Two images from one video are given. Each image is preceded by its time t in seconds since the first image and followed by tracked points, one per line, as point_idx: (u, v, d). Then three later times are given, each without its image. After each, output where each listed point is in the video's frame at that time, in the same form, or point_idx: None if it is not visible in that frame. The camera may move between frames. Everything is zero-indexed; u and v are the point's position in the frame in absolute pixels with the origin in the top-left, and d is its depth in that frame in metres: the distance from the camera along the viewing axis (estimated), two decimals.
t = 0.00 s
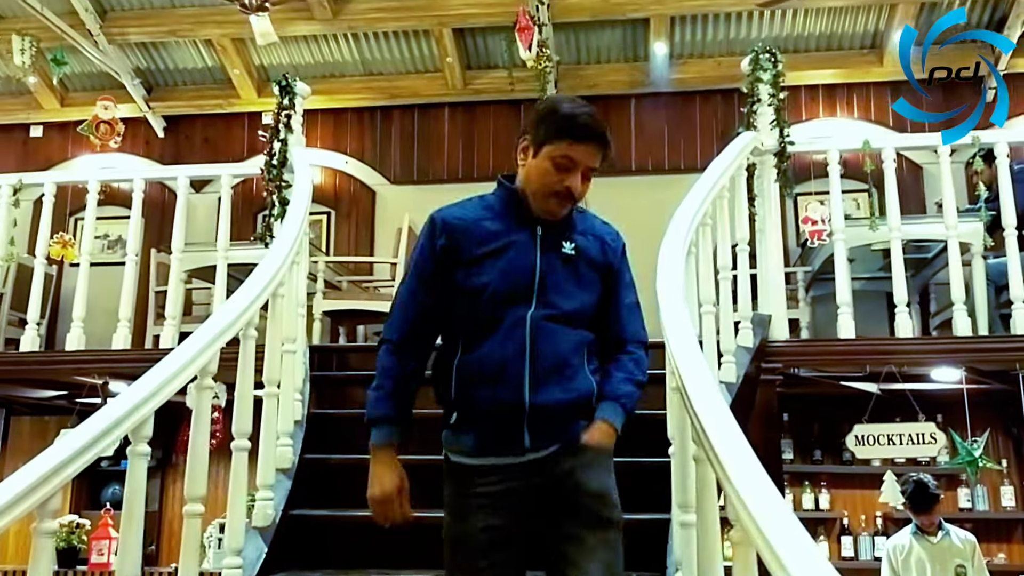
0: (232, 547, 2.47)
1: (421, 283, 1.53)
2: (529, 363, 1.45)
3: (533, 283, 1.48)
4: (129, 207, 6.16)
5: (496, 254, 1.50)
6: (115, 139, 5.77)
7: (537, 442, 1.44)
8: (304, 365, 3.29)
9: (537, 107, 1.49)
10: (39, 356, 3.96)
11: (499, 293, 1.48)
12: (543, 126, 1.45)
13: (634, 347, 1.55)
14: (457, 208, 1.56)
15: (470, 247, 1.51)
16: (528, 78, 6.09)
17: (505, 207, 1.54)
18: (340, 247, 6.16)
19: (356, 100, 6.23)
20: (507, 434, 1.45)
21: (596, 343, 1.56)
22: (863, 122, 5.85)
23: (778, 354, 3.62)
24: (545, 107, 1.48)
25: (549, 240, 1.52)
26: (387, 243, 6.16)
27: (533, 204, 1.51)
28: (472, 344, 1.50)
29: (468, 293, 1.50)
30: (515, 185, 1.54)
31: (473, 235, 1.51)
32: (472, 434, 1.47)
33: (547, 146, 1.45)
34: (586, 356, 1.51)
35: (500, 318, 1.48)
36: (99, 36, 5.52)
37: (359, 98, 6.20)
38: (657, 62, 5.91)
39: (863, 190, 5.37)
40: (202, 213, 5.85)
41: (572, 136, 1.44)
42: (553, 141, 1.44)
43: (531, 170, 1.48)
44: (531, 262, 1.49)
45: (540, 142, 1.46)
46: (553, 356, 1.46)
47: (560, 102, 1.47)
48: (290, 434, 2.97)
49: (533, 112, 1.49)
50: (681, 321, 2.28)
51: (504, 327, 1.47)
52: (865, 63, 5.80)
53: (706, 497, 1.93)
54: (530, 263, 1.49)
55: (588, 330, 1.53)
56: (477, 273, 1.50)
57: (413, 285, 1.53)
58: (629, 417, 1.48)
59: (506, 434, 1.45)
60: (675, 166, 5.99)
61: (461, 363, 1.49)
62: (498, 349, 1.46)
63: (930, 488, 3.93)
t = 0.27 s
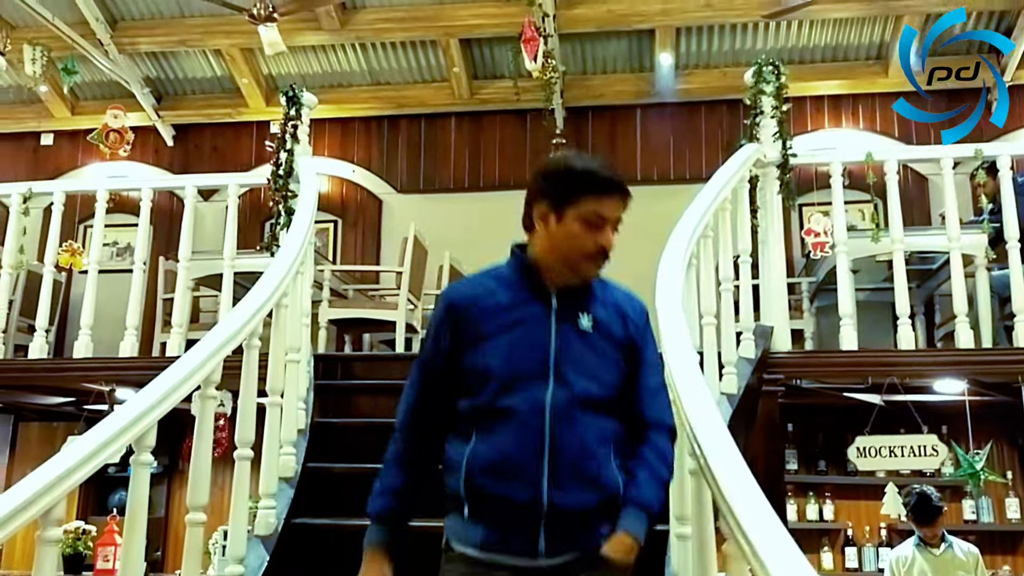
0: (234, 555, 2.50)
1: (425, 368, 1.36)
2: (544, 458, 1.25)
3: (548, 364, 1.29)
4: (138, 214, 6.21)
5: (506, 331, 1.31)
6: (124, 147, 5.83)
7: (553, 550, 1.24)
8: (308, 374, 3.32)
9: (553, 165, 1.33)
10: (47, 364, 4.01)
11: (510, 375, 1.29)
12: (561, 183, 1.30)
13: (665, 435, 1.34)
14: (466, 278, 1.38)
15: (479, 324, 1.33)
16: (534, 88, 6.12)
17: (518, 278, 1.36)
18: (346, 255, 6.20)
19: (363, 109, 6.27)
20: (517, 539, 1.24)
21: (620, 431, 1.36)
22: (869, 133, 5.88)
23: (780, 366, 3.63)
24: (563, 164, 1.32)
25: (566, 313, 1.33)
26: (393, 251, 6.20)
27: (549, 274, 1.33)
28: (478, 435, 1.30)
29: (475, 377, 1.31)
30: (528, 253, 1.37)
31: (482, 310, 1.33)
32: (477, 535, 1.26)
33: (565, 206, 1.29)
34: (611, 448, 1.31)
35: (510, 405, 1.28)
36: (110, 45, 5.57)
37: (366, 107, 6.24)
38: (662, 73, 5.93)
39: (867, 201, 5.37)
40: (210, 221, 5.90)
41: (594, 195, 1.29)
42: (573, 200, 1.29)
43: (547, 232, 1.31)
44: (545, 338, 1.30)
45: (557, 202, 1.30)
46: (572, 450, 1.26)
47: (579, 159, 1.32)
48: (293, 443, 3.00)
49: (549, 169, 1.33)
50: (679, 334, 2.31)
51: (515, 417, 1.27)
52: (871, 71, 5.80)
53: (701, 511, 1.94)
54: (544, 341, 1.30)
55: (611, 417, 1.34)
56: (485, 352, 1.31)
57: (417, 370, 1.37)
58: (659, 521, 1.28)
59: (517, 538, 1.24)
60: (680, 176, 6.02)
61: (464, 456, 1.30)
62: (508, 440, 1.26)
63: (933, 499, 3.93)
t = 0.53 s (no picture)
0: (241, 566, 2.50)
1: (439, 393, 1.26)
2: (574, 504, 1.22)
3: (577, 406, 1.27)
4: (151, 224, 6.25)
5: (536, 365, 1.27)
6: (138, 157, 5.87)
7: None
8: (316, 386, 3.33)
9: (586, 198, 1.34)
10: (58, 373, 4.02)
11: (538, 413, 1.24)
12: (603, 219, 1.31)
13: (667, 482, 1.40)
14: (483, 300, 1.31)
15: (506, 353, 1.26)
16: (545, 100, 6.12)
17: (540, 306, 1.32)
18: (357, 266, 6.21)
19: (375, 121, 6.30)
20: None
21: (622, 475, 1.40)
22: (881, 147, 5.87)
23: (789, 380, 3.59)
24: (599, 199, 1.34)
25: (587, 349, 1.33)
26: (404, 262, 6.21)
27: (573, 308, 1.33)
28: (497, 473, 1.24)
29: (499, 412, 1.25)
30: (547, 282, 1.35)
31: (511, 338, 1.27)
32: None
33: (606, 244, 1.31)
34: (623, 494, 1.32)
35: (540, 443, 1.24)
36: (124, 56, 5.61)
37: (378, 119, 6.27)
38: (674, 85, 5.93)
39: (879, 215, 5.35)
40: (222, 231, 5.93)
41: (633, 236, 1.32)
42: (613, 238, 1.31)
43: (584, 266, 1.31)
44: (573, 379, 1.28)
45: (598, 238, 1.31)
46: (597, 497, 1.25)
47: (613, 195, 1.35)
48: (300, 454, 3.00)
49: (586, 202, 1.34)
50: (685, 350, 2.31)
51: (545, 456, 1.23)
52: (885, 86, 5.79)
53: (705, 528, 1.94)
54: (575, 382, 1.28)
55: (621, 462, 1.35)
56: (511, 387, 1.26)
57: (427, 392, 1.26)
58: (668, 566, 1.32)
59: None
60: (691, 189, 6.01)
61: (483, 496, 1.23)
62: (538, 484, 1.21)
63: (944, 517, 3.90)
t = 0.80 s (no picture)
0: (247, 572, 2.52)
1: (411, 465, 1.07)
2: None
3: (564, 478, 1.13)
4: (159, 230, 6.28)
5: (520, 431, 1.12)
6: (146, 164, 5.90)
7: None
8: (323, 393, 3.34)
9: (570, 249, 1.21)
10: (66, 379, 4.05)
11: (524, 485, 1.10)
12: (590, 274, 1.19)
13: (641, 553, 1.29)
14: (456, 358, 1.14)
15: (488, 420, 1.11)
16: (551, 108, 6.14)
17: (520, 364, 1.17)
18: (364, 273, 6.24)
19: (382, 128, 6.32)
20: None
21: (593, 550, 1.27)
22: (887, 155, 5.90)
23: (794, 390, 3.59)
24: (584, 250, 1.21)
25: (568, 414, 1.19)
26: (410, 269, 6.23)
27: (553, 370, 1.20)
28: (475, 556, 1.09)
29: (479, 484, 1.09)
30: (524, 340, 1.20)
31: (491, 403, 1.12)
32: None
33: (593, 302, 1.19)
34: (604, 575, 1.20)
35: (524, 524, 1.09)
36: (133, 64, 5.65)
37: (385, 126, 6.29)
38: (680, 94, 5.94)
39: (884, 224, 5.35)
40: (229, 237, 5.95)
41: (617, 293, 1.22)
42: (599, 296, 1.19)
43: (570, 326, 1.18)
44: (559, 446, 1.14)
45: (585, 294, 1.19)
46: None
47: (597, 247, 1.22)
48: (307, 462, 3.02)
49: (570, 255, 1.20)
50: (687, 359, 2.33)
51: (530, 539, 1.09)
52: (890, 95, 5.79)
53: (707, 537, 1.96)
54: (562, 449, 1.14)
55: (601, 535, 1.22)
56: (493, 455, 1.10)
57: (397, 463, 1.07)
58: None
59: None
60: (697, 197, 6.03)
61: None
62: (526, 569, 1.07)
63: (949, 527, 3.89)
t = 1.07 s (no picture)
0: None
1: (423, 495, 1.04)
2: None
3: (580, 501, 1.10)
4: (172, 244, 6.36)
5: (534, 454, 1.09)
6: (161, 179, 6.00)
7: None
8: (334, 406, 3.39)
9: (579, 258, 1.20)
10: (81, 391, 4.09)
11: (541, 511, 1.06)
12: (599, 284, 1.18)
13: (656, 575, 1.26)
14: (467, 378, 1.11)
15: (501, 441, 1.07)
16: (560, 124, 6.20)
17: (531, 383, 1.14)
18: (373, 286, 6.31)
19: (392, 144, 6.40)
20: None
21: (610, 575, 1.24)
22: (892, 170, 5.94)
23: (800, 404, 3.62)
24: (592, 260, 1.20)
25: (580, 432, 1.17)
26: (420, 283, 6.29)
27: (567, 385, 1.18)
28: None
29: (495, 512, 1.06)
30: (536, 356, 1.18)
31: (504, 424, 1.08)
32: None
33: (604, 313, 1.18)
34: None
35: (540, 549, 1.06)
36: (149, 82, 5.76)
37: (394, 142, 6.37)
38: (687, 110, 6.00)
39: (890, 238, 5.36)
40: (242, 251, 6.03)
41: (628, 302, 1.21)
42: (610, 306, 1.18)
43: (582, 339, 1.17)
44: (573, 469, 1.11)
45: (596, 306, 1.18)
46: None
47: (608, 255, 1.22)
48: (318, 475, 3.06)
49: (576, 266, 1.19)
50: (694, 374, 2.38)
51: (549, 567, 1.05)
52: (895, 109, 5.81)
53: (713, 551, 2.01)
54: (576, 472, 1.11)
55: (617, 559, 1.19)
56: (508, 481, 1.06)
57: (409, 493, 1.03)
58: None
59: None
60: (704, 212, 6.09)
61: None
62: None
63: (954, 541, 3.91)
